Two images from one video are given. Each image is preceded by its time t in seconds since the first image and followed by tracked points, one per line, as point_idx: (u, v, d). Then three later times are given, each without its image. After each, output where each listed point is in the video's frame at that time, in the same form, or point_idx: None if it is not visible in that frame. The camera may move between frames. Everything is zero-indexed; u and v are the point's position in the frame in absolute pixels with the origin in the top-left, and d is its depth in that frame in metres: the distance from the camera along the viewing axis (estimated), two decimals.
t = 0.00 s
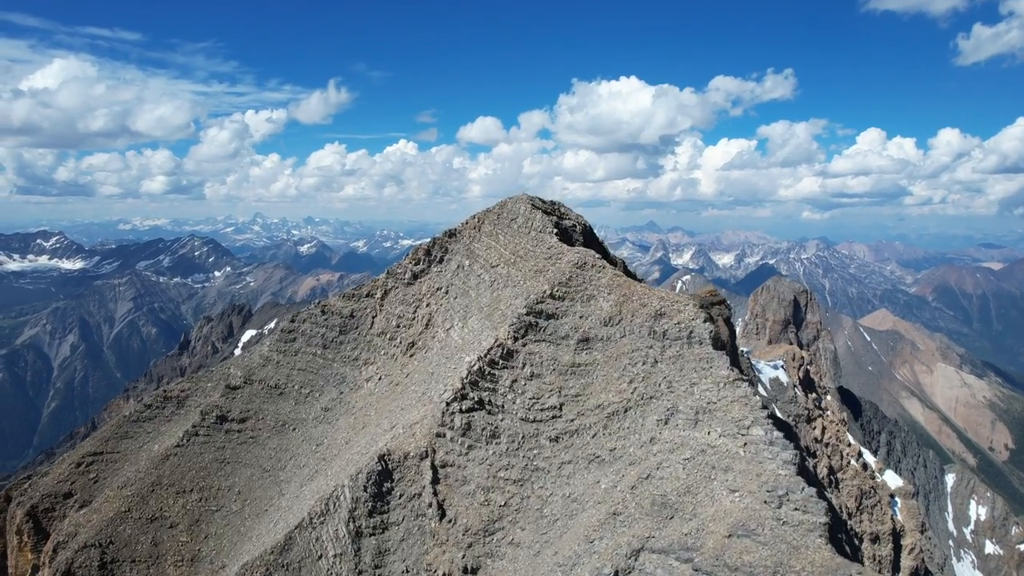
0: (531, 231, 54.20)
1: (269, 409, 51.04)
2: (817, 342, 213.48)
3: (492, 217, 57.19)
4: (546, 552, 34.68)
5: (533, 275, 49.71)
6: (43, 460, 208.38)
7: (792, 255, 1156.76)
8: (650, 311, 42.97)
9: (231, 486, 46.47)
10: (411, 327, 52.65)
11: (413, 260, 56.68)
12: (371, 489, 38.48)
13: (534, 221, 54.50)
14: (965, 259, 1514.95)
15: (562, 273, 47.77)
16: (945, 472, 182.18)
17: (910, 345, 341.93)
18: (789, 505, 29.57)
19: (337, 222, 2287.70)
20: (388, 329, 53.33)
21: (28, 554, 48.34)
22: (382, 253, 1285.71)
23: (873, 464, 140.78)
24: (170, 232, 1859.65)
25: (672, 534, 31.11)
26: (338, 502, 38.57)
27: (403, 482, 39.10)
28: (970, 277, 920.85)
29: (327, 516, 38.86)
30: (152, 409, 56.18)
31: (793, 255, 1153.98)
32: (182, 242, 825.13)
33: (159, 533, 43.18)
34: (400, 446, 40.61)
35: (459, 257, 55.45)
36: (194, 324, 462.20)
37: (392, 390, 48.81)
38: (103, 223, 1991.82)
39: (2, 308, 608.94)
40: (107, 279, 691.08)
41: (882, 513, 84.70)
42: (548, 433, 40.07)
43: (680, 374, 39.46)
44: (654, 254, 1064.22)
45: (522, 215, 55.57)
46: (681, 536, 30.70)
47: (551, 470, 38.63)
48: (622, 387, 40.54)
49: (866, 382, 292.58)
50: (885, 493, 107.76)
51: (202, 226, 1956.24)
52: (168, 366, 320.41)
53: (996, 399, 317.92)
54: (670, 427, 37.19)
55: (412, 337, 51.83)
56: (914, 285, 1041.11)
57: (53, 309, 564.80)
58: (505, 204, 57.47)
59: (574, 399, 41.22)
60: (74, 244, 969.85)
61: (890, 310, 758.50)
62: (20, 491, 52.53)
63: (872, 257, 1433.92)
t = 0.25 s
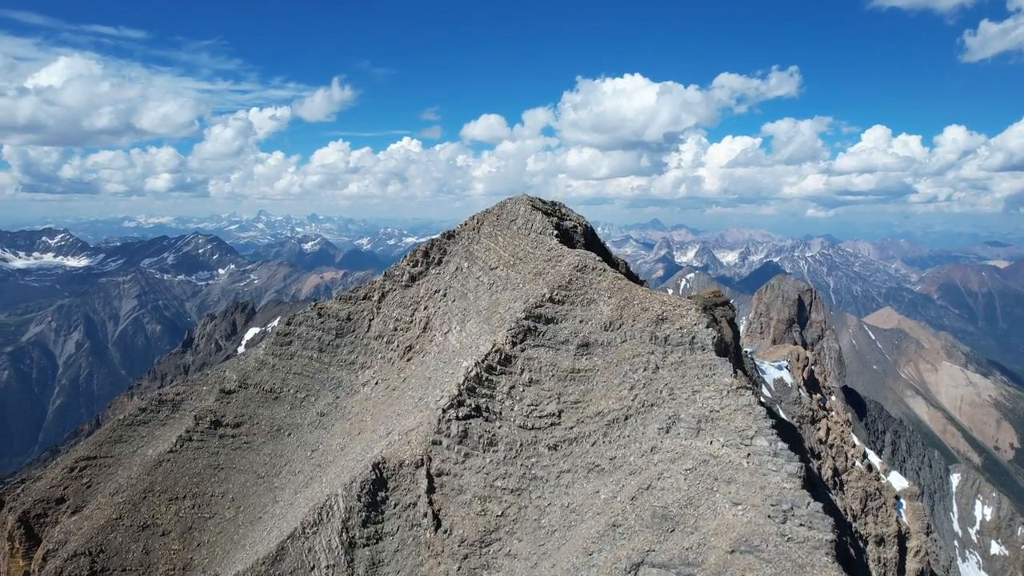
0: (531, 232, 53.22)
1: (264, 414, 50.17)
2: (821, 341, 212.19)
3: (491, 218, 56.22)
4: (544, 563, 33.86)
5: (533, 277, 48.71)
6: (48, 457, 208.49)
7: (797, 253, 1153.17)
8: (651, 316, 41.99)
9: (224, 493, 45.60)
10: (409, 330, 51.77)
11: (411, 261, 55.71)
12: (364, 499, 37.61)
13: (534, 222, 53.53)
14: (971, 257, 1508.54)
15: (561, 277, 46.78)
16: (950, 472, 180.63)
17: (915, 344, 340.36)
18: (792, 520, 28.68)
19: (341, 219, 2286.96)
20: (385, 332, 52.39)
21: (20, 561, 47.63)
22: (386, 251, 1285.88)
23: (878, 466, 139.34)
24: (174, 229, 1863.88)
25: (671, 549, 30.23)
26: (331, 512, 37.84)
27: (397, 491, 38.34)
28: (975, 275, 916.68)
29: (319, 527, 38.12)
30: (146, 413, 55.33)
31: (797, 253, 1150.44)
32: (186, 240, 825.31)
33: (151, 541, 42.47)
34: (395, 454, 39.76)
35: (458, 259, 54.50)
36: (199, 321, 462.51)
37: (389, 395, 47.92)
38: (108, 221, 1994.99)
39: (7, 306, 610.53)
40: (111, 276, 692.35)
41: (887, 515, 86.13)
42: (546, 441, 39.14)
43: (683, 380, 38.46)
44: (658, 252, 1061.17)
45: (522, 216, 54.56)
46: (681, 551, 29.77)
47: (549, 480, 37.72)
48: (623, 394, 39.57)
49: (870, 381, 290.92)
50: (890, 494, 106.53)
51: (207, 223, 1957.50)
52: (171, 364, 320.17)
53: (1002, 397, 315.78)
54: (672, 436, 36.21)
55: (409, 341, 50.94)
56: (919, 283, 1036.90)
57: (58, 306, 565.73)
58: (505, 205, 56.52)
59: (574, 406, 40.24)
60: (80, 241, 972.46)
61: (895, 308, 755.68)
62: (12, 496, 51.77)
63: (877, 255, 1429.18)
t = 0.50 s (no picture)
0: (531, 234, 52.36)
1: (259, 419, 49.35)
2: (826, 340, 210.81)
3: (491, 219, 55.33)
4: None
5: (533, 280, 47.77)
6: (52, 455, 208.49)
7: (801, 251, 1149.47)
8: (652, 321, 41.05)
9: (216, 499, 44.74)
10: (406, 334, 50.91)
11: (409, 264, 54.83)
12: (358, 509, 36.78)
13: (534, 223, 52.65)
14: (976, 255, 1501.78)
15: (560, 280, 45.82)
16: (955, 471, 179.32)
17: (920, 343, 338.67)
18: (798, 537, 27.71)
19: (345, 217, 2287.79)
20: (382, 336, 51.53)
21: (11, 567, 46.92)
22: (389, 248, 1286.19)
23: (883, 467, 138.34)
24: (178, 227, 1867.87)
25: (672, 564, 29.28)
26: (324, 521, 37.00)
27: (392, 501, 37.49)
28: (981, 274, 912.37)
29: (311, 537, 37.34)
30: (141, 417, 54.56)
31: (802, 251, 1146.78)
32: (190, 237, 826.54)
33: (142, 549, 41.66)
34: (389, 463, 38.88)
35: (456, 261, 53.55)
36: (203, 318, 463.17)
37: (385, 400, 47.06)
38: (112, 219, 1999.67)
39: (13, 303, 612.37)
40: (116, 274, 693.28)
41: (892, 517, 86.95)
42: (544, 449, 38.22)
43: (685, 388, 37.53)
44: (662, 250, 1059.15)
45: (522, 218, 53.71)
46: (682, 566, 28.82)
47: (547, 489, 36.78)
48: (623, 401, 38.58)
49: (875, 379, 289.44)
50: (896, 496, 105.56)
51: (211, 221, 1961.09)
52: (175, 361, 320.41)
53: (1008, 396, 313.43)
54: (674, 445, 35.23)
55: (406, 345, 50.06)
56: (925, 281, 1032.32)
57: (63, 304, 566.56)
58: (504, 206, 55.70)
59: (573, 413, 39.31)
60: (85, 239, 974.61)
61: (900, 306, 752.60)
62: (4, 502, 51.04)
63: (882, 253, 1424.09)
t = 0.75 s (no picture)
0: (530, 236, 51.42)
1: (253, 424, 48.52)
2: (830, 340, 209.36)
3: (489, 220, 54.44)
4: None
5: (532, 283, 46.79)
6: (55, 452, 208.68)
7: (805, 249, 1145.39)
8: (654, 325, 40.14)
9: (210, 506, 43.93)
10: (403, 337, 50.02)
11: (406, 266, 53.98)
12: (351, 519, 36.03)
13: (534, 225, 51.79)
14: (982, 253, 1495.73)
15: (560, 283, 44.85)
16: (960, 471, 177.84)
17: (925, 341, 336.78)
18: (801, 553, 26.83)
19: (349, 215, 2292.95)
20: (379, 339, 50.61)
21: None
22: (393, 246, 1285.96)
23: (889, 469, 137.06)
24: (183, 224, 1871.71)
25: None
26: (316, 531, 36.24)
27: (386, 511, 36.69)
28: (986, 272, 907.45)
29: (304, 547, 36.57)
30: (135, 421, 53.79)
31: (806, 249, 1142.73)
32: (194, 235, 827.30)
33: (133, 557, 40.94)
34: (384, 471, 38.05)
35: (454, 263, 52.62)
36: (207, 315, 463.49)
37: (381, 405, 46.18)
38: (117, 217, 2004.62)
39: (18, 300, 614.21)
40: (120, 271, 694.62)
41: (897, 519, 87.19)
42: (542, 457, 37.34)
43: (686, 396, 36.57)
44: (666, 248, 1056.88)
45: (521, 219, 52.85)
46: None
47: (544, 499, 35.81)
48: (623, 408, 37.68)
49: (879, 378, 287.68)
50: (900, 498, 104.35)
51: (216, 219, 1964.38)
52: (179, 359, 320.32)
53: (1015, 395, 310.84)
54: (675, 454, 34.30)
55: (403, 349, 49.14)
56: (929, 280, 1027.62)
57: (68, 301, 567.73)
58: (503, 207, 54.81)
59: (572, 420, 38.35)
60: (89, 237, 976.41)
61: (905, 304, 748.86)
62: None
63: (887, 251, 1417.96)
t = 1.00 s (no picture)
0: (529, 238, 50.51)
1: (247, 429, 47.73)
2: (835, 339, 207.76)
3: (488, 222, 53.51)
4: None
5: (530, 286, 45.84)
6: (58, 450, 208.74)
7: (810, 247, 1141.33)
8: (655, 330, 39.18)
9: (202, 514, 43.13)
10: (400, 341, 49.12)
11: (404, 268, 53.04)
12: (343, 530, 35.18)
13: (534, 227, 50.86)
14: (987, 251, 1488.17)
15: (559, 287, 43.88)
16: (965, 471, 176.35)
17: (930, 340, 334.80)
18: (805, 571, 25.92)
19: (353, 212, 2293.22)
20: (375, 343, 49.74)
21: None
22: (397, 244, 1286.08)
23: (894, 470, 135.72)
24: (187, 222, 1875.56)
25: None
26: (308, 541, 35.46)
27: (380, 521, 35.82)
28: (992, 270, 902.60)
29: (297, 558, 35.88)
30: (129, 425, 53.06)
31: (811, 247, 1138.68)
32: (198, 233, 827.98)
33: (123, 566, 40.16)
34: (378, 481, 37.21)
35: (452, 265, 51.66)
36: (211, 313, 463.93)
37: (377, 411, 45.32)
38: (122, 215, 2009.55)
39: (23, 298, 615.93)
40: (125, 269, 695.54)
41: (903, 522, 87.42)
42: (540, 466, 36.41)
43: (688, 404, 35.60)
44: (670, 245, 1054.32)
45: (520, 220, 51.96)
46: None
47: (542, 510, 34.91)
48: (623, 417, 36.71)
49: (883, 377, 285.84)
50: (905, 500, 103.13)
51: (220, 216, 1967.09)
52: (182, 357, 320.24)
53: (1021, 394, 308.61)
54: (676, 465, 33.37)
55: (399, 353, 48.25)
56: (935, 277, 1022.44)
57: (73, 299, 568.76)
58: (502, 207, 53.89)
59: (571, 428, 37.39)
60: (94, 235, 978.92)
61: (911, 303, 745.39)
62: None
63: (891, 249, 1412.26)
